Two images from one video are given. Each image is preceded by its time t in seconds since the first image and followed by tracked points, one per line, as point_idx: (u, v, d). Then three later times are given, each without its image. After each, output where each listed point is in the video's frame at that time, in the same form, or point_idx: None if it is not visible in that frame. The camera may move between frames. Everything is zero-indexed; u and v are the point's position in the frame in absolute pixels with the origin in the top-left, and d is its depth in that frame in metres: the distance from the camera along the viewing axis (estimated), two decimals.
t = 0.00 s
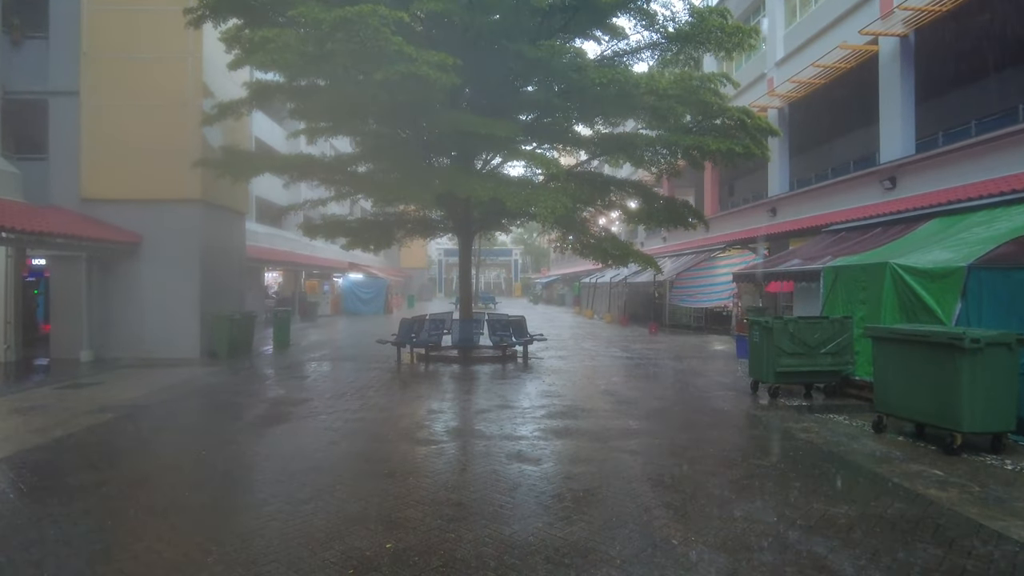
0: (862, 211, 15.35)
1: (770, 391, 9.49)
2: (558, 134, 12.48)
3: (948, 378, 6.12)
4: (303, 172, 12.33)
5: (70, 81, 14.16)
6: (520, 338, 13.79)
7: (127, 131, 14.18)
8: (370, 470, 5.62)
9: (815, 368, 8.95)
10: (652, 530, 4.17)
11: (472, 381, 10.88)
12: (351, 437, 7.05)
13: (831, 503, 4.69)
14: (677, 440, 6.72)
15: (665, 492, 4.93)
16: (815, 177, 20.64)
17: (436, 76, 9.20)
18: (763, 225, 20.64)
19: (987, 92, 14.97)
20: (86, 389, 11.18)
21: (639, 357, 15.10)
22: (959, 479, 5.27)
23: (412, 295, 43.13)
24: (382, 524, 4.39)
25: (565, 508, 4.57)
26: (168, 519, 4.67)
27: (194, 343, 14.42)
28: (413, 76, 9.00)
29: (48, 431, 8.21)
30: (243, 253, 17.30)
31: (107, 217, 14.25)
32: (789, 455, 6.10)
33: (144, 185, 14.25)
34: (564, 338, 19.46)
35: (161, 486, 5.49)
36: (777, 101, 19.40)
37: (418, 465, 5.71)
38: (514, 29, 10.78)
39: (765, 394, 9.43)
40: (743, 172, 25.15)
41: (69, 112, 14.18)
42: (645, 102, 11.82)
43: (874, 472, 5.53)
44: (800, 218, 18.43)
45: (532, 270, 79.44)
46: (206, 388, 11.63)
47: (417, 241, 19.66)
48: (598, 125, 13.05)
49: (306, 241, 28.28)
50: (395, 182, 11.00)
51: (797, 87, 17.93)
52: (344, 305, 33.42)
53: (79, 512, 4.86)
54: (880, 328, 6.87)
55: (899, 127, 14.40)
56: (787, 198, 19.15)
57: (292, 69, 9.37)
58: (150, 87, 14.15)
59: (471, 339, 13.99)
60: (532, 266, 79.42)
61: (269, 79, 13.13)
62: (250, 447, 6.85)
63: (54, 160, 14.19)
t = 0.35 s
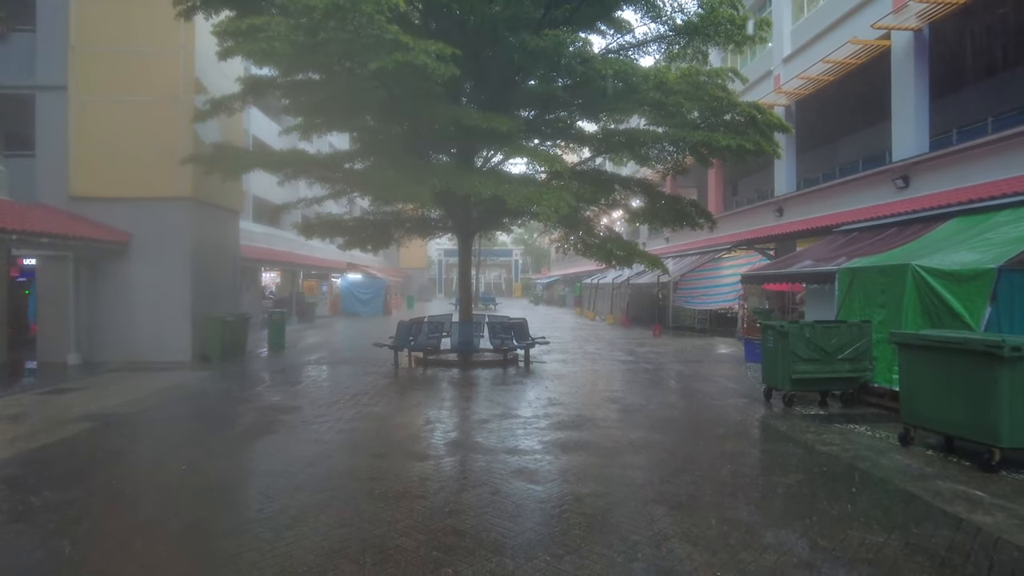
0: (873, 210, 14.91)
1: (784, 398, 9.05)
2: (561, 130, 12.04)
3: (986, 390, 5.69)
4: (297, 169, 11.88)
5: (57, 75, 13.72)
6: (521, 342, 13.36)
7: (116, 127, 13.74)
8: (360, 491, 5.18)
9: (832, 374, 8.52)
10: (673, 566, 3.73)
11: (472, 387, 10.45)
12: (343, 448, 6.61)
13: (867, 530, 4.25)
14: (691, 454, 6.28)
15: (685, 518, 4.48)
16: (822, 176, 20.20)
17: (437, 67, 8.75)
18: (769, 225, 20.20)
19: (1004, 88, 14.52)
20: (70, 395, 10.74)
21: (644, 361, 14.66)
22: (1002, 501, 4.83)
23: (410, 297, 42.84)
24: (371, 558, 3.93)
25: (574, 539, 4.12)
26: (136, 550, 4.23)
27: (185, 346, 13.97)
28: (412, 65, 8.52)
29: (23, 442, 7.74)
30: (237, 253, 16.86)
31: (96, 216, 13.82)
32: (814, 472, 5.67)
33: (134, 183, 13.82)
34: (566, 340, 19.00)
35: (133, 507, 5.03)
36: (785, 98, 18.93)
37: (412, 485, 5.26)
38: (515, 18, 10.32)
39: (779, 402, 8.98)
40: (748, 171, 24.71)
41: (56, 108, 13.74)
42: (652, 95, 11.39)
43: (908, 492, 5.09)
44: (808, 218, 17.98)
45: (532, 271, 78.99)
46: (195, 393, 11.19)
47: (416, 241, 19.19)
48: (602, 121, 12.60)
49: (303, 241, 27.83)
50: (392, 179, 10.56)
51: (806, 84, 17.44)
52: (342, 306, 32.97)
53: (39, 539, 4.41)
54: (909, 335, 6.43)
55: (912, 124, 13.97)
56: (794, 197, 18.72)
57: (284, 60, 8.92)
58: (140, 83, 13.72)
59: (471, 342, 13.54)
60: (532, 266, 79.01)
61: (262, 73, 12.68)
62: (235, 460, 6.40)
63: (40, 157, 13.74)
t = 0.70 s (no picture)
0: (885, 208, 14.46)
1: (799, 405, 8.59)
2: (563, 124, 11.59)
3: None
4: (288, 164, 11.42)
5: (42, 69, 13.28)
6: (522, 344, 12.90)
7: (102, 122, 13.28)
8: (345, 512, 4.73)
9: (850, 379, 8.06)
10: None
11: (470, 392, 9.99)
12: (331, 461, 6.16)
13: (909, 561, 3.81)
14: (705, 468, 5.82)
15: (704, 546, 4.03)
16: (830, 174, 19.74)
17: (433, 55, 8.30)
18: (775, 224, 19.74)
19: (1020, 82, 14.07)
20: (51, 400, 10.29)
21: (648, 364, 14.19)
22: None
23: (409, 298, 42.39)
24: None
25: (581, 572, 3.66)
26: None
27: (174, 349, 13.50)
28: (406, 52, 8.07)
29: None
30: (229, 253, 16.40)
31: (82, 214, 13.37)
32: (842, 488, 5.23)
33: (121, 180, 13.36)
34: (568, 342, 18.52)
35: (96, 530, 4.58)
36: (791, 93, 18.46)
37: (403, 506, 4.81)
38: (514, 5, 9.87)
39: (794, 409, 8.52)
40: (753, 169, 24.24)
41: (41, 102, 13.30)
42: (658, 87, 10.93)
43: (947, 513, 4.65)
44: (816, 216, 17.52)
45: (532, 272, 78.47)
46: (181, 398, 10.72)
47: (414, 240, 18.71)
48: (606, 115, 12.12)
49: (300, 240, 27.37)
50: (386, 174, 10.11)
51: (813, 79, 16.97)
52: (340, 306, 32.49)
53: None
54: (939, 339, 6.00)
55: (926, 119, 13.52)
56: (801, 196, 18.26)
57: (271, 47, 8.46)
58: (127, 76, 13.27)
59: (470, 345, 13.07)
60: (533, 267, 78.51)
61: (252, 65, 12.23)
62: (214, 473, 5.94)
63: (25, 153, 13.29)
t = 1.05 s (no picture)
0: (900, 204, 13.98)
1: (820, 411, 8.12)
2: (568, 117, 11.15)
3: None
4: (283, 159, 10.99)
5: (30, 61, 12.85)
6: (526, 346, 12.45)
7: (92, 116, 12.85)
8: (335, 535, 4.29)
9: (875, 384, 7.60)
10: None
11: (472, 397, 9.53)
12: (323, 474, 5.71)
13: None
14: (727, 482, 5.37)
15: None
16: (840, 171, 19.26)
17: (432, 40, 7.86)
18: (784, 222, 19.27)
19: None
20: (36, 405, 9.86)
21: (656, 367, 13.73)
22: None
23: (410, 298, 41.96)
24: None
25: None
26: None
27: (166, 350, 13.07)
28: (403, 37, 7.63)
29: None
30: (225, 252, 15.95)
31: (71, 212, 12.93)
32: (881, 507, 4.76)
33: (111, 176, 12.93)
34: (572, 344, 18.06)
35: (59, 554, 4.15)
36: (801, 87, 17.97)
37: (399, 528, 4.36)
38: None
39: (814, 416, 8.05)
40: (760, 166, 23.76)
41: (29, 96, 12.87)
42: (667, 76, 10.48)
43: (1001, 536, 4.21)
44: (827, 214, 17.04)
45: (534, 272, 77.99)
46: (171, 401, 10.29)
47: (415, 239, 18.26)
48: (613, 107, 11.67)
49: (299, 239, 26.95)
50: (384, 168, 9.67)
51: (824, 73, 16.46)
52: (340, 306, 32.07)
53: None
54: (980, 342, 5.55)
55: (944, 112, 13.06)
56: (812, 192, 17.78)
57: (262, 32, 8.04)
58: (118, 69, 12.85)
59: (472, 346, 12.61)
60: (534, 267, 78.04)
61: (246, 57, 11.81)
62: (196, 487, 5.50)
63: (12, 148, 12.86)
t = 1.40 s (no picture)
0: (916, 204, 13.54)
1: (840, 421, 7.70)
2: (575, 113, 10.74)
3: None
4: (279, 155, 10.58)
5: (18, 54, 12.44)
6: (530, 350, 12.04)
7: (82, 111, 12.44)
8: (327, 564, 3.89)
9: (900, 393, 7.19)
10: None
11: (475, 404, 9.12)
12: (315, 493, 5.31)
13: None
14: (753, 503, 4.96)
15: None
16: (851, 170, 18.83)
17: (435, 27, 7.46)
18: (793, 222, 18.84)
19: None
20: (21, 411, 9.45)
21: (664, 371, 13.30)
22: None
23: (411, 299, 41.55)
24: None
25: None
26: None
27: (159, 353, 12.68)
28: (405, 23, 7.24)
29: None
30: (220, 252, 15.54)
31: (61, 210, 12.53)
32: (924, 533, 4.35)
33: (103, 173, 12.52)
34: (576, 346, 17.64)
35: None
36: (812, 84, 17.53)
37: (397, 560, 3.94)
38: None
39: (835, 427, 7.63)
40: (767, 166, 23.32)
41: (17, 91, 12.47)
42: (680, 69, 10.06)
43: None
44: (838, 214, 16.60)
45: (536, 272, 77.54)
46: (161, 407, 9.88)
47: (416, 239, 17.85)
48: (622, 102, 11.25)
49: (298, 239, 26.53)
50: (384, 165, 9.28)
51: (835, 70, 15.99)
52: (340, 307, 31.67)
53: None
54: None
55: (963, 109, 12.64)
56: (822, 192, 17.34)
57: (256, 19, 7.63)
58: (110, 63, 12.45)
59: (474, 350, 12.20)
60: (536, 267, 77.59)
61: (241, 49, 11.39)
62: (178, 505, 5.09)
63: None
